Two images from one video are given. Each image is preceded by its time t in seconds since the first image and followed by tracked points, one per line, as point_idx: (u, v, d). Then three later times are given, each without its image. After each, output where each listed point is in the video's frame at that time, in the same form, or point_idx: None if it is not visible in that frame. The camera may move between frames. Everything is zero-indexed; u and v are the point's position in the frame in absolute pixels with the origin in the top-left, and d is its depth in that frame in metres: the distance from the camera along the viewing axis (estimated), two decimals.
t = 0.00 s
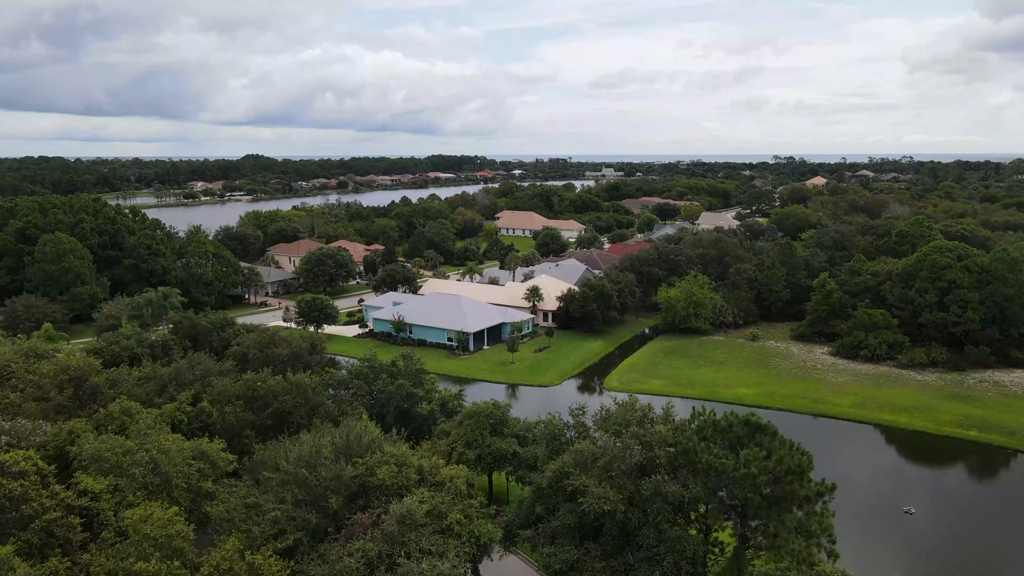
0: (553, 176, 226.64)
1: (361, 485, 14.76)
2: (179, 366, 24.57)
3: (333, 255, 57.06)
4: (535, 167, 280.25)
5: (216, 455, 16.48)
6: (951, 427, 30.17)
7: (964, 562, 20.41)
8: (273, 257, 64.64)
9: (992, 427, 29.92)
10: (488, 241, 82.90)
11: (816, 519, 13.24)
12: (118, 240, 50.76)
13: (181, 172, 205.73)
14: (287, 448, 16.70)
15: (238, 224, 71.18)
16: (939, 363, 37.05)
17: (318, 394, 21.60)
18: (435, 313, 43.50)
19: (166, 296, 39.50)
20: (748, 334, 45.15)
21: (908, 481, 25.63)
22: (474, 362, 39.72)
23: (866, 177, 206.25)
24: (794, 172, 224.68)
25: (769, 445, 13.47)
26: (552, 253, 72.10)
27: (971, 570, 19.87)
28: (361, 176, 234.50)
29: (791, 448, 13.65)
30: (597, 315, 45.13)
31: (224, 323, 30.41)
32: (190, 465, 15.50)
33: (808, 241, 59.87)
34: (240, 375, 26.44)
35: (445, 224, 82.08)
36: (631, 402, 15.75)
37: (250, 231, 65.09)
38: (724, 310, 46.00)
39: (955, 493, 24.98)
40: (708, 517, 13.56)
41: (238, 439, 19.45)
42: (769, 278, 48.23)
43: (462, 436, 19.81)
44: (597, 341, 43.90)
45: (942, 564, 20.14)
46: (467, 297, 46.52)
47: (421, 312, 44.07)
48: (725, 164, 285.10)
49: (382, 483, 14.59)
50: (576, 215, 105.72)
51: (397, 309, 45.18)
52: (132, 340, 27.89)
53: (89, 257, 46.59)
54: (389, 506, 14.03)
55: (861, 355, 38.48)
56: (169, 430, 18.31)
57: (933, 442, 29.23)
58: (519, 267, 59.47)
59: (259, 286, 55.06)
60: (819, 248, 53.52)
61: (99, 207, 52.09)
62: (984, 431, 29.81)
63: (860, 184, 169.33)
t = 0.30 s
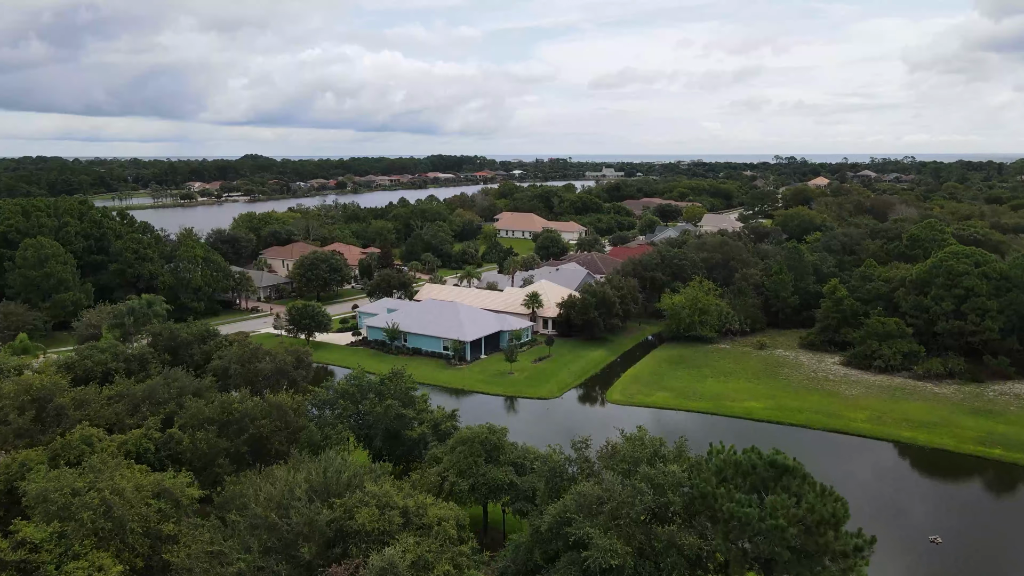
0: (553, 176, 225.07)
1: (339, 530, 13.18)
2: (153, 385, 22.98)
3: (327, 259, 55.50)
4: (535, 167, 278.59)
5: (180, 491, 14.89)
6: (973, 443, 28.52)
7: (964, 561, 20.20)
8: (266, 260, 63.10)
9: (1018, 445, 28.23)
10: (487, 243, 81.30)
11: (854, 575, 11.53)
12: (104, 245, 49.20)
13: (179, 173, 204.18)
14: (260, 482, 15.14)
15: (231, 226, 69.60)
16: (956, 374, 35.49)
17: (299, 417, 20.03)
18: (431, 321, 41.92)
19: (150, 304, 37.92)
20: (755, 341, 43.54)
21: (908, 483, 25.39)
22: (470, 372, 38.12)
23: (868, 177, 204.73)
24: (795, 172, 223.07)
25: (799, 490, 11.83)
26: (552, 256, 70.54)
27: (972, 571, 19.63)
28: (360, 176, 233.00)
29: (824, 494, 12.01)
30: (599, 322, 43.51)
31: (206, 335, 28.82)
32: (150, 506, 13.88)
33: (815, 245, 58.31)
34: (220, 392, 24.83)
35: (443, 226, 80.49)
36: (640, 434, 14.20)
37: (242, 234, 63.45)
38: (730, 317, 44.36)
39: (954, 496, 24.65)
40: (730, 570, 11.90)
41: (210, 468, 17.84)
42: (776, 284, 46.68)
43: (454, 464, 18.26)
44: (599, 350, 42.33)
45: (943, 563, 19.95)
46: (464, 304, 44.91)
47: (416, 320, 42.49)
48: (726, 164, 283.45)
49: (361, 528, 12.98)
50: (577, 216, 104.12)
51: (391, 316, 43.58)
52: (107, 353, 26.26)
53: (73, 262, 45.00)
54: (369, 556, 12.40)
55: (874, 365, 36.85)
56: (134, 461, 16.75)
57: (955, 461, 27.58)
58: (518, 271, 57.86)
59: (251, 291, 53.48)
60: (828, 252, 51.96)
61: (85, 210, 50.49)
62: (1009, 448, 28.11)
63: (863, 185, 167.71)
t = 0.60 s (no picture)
0: (552, 177, 223.50)
1: None
2: (128, 409, 21.55)
3: (321, 265, 54.08)
4: (535, 167, 277.06)
5: (141, 541, 13.35)
6: (995, 466, 27.02)
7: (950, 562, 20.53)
8: (259, 266, 61.69)
9: None
10: (486, 247, 79.82)
11: None
12: (91, 251, 47.77)
13: (176, 174, 202.67)
14: (231, 529, 13.69)
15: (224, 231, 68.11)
16: (973, 389, 34.10)
17: (281, 447, 18.59)
18: (427, 332, 40.47)
19: (135, 315, 36.45)
20: (761, 352, 42.11)
21: (908, 486, 25.86)
22: (467, 386, 36.66)
23: (870, 177, 203.44)
24: (796, 172, 221.53)
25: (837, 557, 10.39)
26: (552, 262, 69.08)
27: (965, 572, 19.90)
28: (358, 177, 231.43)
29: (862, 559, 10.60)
30: (600, 333, 42.02)
31: (188, 352, 27.37)
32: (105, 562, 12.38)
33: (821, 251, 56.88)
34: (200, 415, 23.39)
35: (440, 230, 78.98)
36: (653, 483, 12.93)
37: (235, 238, 61.97)
38: (736, 327, 42.89)
39: (956, 505, 24.74)
40: None
41: (182, 507, 16.36)
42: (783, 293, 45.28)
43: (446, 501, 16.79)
44: (601, 361, 40.91)
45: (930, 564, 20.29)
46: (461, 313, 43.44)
47: (412, 330, 41.04)
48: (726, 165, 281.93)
49: None
50: (577, 219, 102.60)
51: (386, 326, 42.13)
52: (81, 372, 24.79)
53: (57, 270, 43.57)
54: None
55: (887, 380, 35.41)
56: (95, 506, 15.26)
57: (975, 484, 26.19)
58: (517, 277, 56.36)
59: (242, 298, 52.04)
60: (835, 259, 50.56)
61: (71, 215, 49.02)
62: None
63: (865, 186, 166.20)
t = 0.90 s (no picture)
0: (552, 178, 222.34)
1: None
2: (99, 443, 20.16)
3: (315, 273, 52.77)
4: (535, 168, 275.56)
5: None
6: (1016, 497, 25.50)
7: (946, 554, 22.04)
8: (252, 274, 60.48)
9: None
10: (485, 252, 78.43)
11: None
12: (77, 261, 46.42)
13: (174, 176, 201.36)
14: None
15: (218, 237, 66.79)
16: (992, 409, 32.63)
17: (258, 490, 17.19)
18: (422, 346, 39.07)
19: (117, 331, 35.04)
20: (768, 367, 40.73)
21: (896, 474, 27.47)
22: (463, 404, 35.25)
23: (870, 179, 202.18)
24: (798, 172, 220.49)
25: None
26: (552, 268, 67.70)
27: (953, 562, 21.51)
28: (358, 178, 230.08)
29: None
30: (603, 346, 40.56)
31: (169, 375, 25.97)
32: None
33: (828, 258, 55.45)
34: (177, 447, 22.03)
35: (439, 235, 77.59)
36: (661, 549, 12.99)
37: (228, 246, 60.59)
38: (743, 340, 41.52)
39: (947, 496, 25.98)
40: None
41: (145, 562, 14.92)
42: (789, 305, 43.78)
43: (436, 553, 15.35)
44: (603, 377, 39.52)
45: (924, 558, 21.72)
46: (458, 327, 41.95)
47: (407, 345, 39.64)
48: (728, 165, 280.33)
49: None
50: (578, 222, 101.23)
51: (380, 340, 40.72)
52: (53, 396, 23.38)
53: (41, 281, 42.23)
54: None
55: (902, 399, 34.07)
56: (45, 567, 13.81)
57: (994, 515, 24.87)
58: (516, 286, 55.02)
59: (234, 308, 50.69)
60: (843, 269, 49.15)
61: (57, 224, 47.64)
62: None
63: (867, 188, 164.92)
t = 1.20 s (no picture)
0: (552, 179, 220.81)
1: None
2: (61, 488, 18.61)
3: (308, 285, 51.26)
4: (535, 169, 273.94)
5: None
6: None
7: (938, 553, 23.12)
8: (245, 284, 59.00)
9: None
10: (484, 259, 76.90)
11: None
12: (61, 273, 44.87)
13: (171, 177, 199.83)
14: None
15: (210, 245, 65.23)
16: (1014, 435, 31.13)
17: (230, 551, 15.66)
18: (418, 365, 37.54)
19: (97, 351, 33.48)
20: (777, 386, 39.17)
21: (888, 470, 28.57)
22: (460, 428, 33.71)
23: (872, 181, 200.84)
24: (800, 174, 218.86)
25: None
26: (553, 277, 66.20)
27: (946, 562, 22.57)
28: (356, 180, 228.44)
29: None
30: (606, 364, 39.01)
31: (146, 405, 24.47)
32: None
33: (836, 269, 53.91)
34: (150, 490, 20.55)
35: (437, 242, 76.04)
36: None
37: (220, 255, 59.07)
38: (750, 358, 40.04)
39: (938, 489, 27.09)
40: None
41: None
42: (799, 320, 42.24)
43: None
44: (605, 397, 38.02)
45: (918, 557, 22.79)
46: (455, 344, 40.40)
47: (402, 363, 38.11)
48: (728, 167, 278.74)
49: None
50: (578, 227, 99.64)
51: (374, 358, 39.18)
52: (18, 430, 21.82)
53: (22, 295, 40.69)
54: None
55: (918, 423, 32.64)
56: None
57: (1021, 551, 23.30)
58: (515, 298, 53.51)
59: (224, 321, 49.19)
60: (853, 281, 47.63)
61: (41, 235, 46.08)
62: None
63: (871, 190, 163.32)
